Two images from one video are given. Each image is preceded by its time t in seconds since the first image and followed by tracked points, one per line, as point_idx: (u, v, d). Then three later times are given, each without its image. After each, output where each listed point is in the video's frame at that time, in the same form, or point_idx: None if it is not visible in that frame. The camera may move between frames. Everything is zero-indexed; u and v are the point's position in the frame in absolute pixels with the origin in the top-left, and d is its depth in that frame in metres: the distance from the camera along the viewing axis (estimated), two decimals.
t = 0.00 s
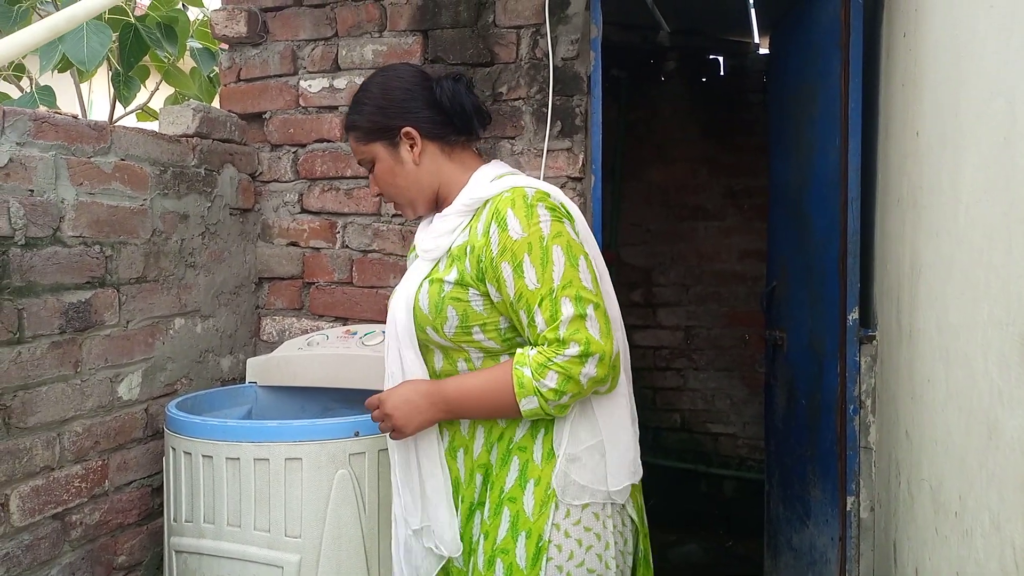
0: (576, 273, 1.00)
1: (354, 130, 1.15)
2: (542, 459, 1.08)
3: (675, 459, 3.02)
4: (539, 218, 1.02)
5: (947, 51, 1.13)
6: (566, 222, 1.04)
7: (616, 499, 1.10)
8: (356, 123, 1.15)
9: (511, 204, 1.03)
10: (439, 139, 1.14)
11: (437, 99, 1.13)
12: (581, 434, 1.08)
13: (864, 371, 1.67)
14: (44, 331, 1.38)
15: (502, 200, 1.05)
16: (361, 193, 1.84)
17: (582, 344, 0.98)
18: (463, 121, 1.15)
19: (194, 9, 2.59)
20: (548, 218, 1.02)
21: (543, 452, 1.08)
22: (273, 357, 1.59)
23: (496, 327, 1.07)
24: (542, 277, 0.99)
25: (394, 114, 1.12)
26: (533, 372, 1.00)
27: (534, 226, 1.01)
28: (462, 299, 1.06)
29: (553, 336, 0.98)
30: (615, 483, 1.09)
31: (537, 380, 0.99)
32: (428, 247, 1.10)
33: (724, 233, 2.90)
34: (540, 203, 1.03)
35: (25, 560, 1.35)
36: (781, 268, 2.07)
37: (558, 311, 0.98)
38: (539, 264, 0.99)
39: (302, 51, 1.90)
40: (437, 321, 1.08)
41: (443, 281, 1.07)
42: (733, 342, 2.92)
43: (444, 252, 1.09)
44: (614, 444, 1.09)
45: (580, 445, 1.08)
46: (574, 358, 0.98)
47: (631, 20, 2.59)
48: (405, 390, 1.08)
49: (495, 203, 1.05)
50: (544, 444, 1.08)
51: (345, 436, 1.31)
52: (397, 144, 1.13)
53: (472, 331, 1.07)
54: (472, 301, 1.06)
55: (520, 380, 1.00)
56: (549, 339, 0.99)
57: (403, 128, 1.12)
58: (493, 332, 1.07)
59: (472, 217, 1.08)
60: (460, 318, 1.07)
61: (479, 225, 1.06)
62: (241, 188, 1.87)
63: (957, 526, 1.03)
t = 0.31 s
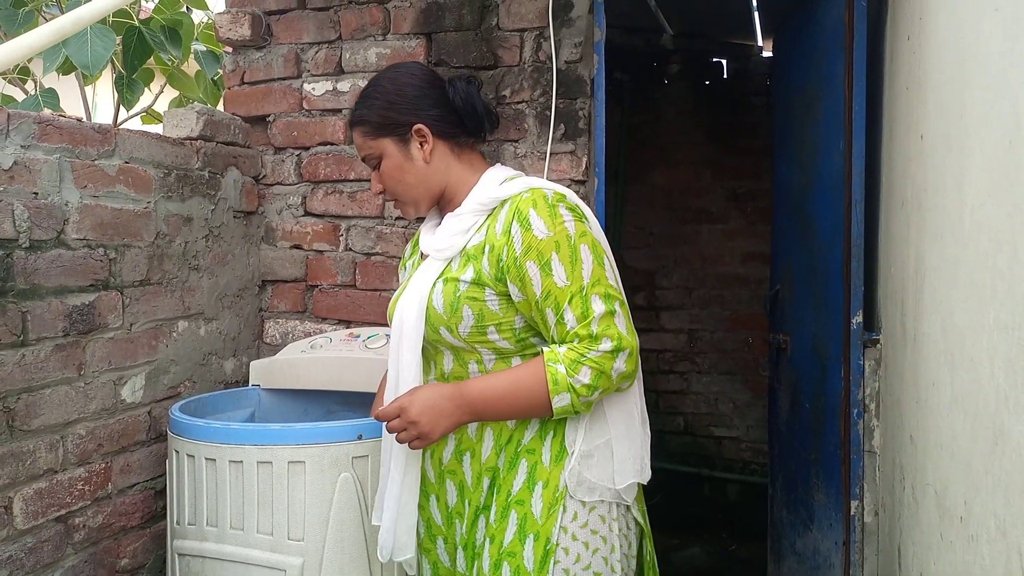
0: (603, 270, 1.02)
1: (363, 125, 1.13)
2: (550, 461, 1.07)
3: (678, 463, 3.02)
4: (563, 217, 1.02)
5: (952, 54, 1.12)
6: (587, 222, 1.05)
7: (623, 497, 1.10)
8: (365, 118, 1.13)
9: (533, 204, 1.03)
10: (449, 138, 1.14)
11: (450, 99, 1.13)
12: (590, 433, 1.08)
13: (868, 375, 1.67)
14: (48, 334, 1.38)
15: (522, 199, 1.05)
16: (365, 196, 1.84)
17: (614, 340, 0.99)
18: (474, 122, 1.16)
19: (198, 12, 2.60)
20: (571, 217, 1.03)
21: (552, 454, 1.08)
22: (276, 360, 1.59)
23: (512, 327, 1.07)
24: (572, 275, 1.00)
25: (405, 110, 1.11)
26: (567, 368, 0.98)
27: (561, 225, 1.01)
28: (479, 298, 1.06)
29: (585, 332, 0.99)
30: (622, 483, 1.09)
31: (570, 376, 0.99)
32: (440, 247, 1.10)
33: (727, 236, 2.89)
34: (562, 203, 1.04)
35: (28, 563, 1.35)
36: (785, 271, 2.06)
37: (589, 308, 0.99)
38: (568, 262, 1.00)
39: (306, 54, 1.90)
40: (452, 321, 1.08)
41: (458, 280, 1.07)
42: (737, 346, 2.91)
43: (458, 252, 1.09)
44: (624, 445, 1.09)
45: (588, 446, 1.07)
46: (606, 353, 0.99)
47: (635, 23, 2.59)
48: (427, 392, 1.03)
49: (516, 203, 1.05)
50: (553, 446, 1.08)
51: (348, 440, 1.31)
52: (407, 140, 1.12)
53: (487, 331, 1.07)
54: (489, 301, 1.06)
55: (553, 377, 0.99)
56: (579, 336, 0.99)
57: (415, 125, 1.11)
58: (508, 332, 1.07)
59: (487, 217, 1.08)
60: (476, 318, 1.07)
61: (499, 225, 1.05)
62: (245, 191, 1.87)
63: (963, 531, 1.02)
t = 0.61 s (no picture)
0: (618, 280, 1.03)
1: (428, 93, 1.11)
2: (557, 469, 1.08)
3: (681, 472, 3.01)
4: (581, 226, 1.03)
5: (958, 66, 1.12)
6: (602, 231, 1.06)
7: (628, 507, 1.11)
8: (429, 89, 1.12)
9: (552, 210, 1.04)
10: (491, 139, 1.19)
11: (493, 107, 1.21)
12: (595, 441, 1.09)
13: (872, 386, 1.66)
14: (52, 340, 1.38)
15: (539, 205, 1.05)
16: (369, 203, 1.84)
17: (630, 345, 1.00)
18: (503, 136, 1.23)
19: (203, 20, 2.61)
20: (589, 227, 1.04)
21: (559, 462, 1.08)
22: (279, 367, 1.59)
23: (523, 332, 1.07)
24: (590, 281, 1.00)
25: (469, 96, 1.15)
26: (585, 354, 0.98)
27: (580, 233, 1.02)
28: (491, 302, 1.06)
29: (603, 334, 0.99)
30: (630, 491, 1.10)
31: (586, 369, 0.97)
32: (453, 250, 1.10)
33: (730, 245, 2.89)
34: (579, 211, 1.05)
35: (30, 570, 1.35)
36: (789, 281, 2.06)
37: (607, 314, 1.00)
38: (587, 269, 1.01)
39: (311, 62, 1.91)
40: (462, 324, 1.08)
41: (471, 283, 1.07)
42: (740, 354, 2.91)
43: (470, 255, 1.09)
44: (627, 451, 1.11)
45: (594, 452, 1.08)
46: (622, 356, 0.99)
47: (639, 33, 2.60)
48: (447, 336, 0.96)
49: (533, 209, 1.05)
50: (560, 454, 1.08)
51: (351, 447, 1.31)
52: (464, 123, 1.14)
53: (497, 335, 1.07)
54: (501, 305, 1.06)
55: (572, 359, 0.97)
56: (597, 337, 0.99)
57: (475, 114, 1.15)
58: (519, 337, 1.08)
59: (502, 222, 1.09)
60: (487, 321, 1.07)
61: (515, 229, 1.06)
62: (249, 198, 1.88)
63: (968, 543, 1.02)
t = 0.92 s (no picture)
0: (614, 302, 1.03)
1: (467, 99, 1.15)
2: (560, 487, 1.07)
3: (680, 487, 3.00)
4: (584, 245, 1.04)
5: (955, 85, 1.13)
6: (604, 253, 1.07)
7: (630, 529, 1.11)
8: (468, 95, 1.15)
9: (556, 228, 1.05)
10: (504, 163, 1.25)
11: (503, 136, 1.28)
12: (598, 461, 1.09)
13: (872, 402, 1.66)
14: (52, 357, 1.38)
15: (545, 222, 1.06)
16: (369, 220, 1.84)
17: (623, 363, 0.98)
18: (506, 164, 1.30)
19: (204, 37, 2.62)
20: (592, 247, 1.04)
21: (561, 480, 1.08)
22: (278, 384, 1.59)
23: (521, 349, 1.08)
24: (586, 299, 1.00)
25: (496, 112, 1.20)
26: (584, 349, 0.96)
27: (582, 251, 1.02)
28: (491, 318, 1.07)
29: (599, 344, 0.97)
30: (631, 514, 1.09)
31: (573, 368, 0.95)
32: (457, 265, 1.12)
33: (729, 259, 2.90)
34: (583, 232, 1.06)
35: None
36: (788, 297, 2.06)
37: (601, 330, 0.98)
38: (583, 286, 1.00)
39: (312, 80, 1.92)
40: (462, 338, 1.10)
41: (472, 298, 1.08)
42: (740, 369, 2.90)
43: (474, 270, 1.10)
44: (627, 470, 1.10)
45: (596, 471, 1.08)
46: (614, 371, 0.97)
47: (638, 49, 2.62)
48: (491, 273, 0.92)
49: (538, 224, 1.06)
50: (562, 472, 1.08)
51: (350, 466, 1.30)
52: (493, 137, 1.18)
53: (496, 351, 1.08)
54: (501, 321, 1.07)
55: (573, 346, 0.95)
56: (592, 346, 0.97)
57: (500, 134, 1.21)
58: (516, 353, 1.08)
59: (505, 240, 1.10)
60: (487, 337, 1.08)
61: (519, 245, 1.07)
62: (250, 215, 1.88)
63: (969, 563, 1.01)
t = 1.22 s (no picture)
0: (610, 320, 1.05)
1: (417, 123, 1.09)
2: (550, 500, 1.08)
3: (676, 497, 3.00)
4: (579, 262, 1.05)
5: (946, 99, 1.14)
6: (598, 269, 1.08)
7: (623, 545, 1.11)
8: (419, 117, 1.09)
9: (551, 244, 1.05)
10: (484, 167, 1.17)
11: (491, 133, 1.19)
12: (592, 478, 1.10)
13: (867, 413, 1.65)
14: (45, 368, 1.38)
15: (539, 238, 1.06)
16: (365, 230, 1.85)
17: (619, 384, 1.01)
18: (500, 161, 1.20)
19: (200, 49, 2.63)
20: (586, 262, 1.06)
21: (552, 492, 1.08)
22: (273, 395, 1.59)
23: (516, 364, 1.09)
24: (583, 319, 1.02)
25: (462, 124, 1.12)
26: (572, 382, 0.99)
27: (578, 269, 1.04)
28: (486, 334, 1.08)
29: (594, 370, 1.00)
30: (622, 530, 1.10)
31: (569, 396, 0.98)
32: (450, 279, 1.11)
33: (725, 269, 2.90)
34: (578, 246, 1.06)
35: None
36: (783, 307, 2.07)
37: (598, 352, 1.01)
38: (581, 305, 1.02)
39: (307, 91, 1.92)
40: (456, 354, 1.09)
41: (466, 314, 1.08)
42: (735, 379, 2.90)
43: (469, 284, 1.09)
44: (619, 485, 1.11)
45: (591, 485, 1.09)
46: (610, 394, 1.01)
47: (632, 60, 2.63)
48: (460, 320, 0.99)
49: (533, 241, 1.07)
50: (552, 485, 1.08)
51: (345, 477, 1.30)
52: (456, 154, 1.12)
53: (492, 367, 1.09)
54: (496, 337, 1.08)
55: (557, 384, 0.99)
56: (587, 371, 1.00)
57: (466, 142, 1.13)
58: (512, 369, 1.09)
59: (500, 253, 1.09)
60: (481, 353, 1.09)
61: (513, 261, 1.07)
62: (245, 226, 1.88)
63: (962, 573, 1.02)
